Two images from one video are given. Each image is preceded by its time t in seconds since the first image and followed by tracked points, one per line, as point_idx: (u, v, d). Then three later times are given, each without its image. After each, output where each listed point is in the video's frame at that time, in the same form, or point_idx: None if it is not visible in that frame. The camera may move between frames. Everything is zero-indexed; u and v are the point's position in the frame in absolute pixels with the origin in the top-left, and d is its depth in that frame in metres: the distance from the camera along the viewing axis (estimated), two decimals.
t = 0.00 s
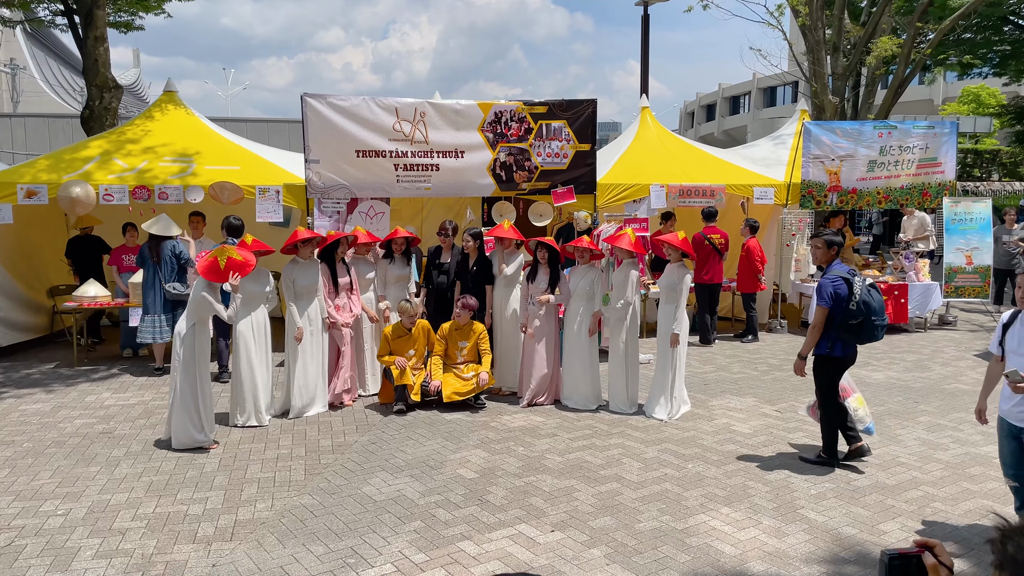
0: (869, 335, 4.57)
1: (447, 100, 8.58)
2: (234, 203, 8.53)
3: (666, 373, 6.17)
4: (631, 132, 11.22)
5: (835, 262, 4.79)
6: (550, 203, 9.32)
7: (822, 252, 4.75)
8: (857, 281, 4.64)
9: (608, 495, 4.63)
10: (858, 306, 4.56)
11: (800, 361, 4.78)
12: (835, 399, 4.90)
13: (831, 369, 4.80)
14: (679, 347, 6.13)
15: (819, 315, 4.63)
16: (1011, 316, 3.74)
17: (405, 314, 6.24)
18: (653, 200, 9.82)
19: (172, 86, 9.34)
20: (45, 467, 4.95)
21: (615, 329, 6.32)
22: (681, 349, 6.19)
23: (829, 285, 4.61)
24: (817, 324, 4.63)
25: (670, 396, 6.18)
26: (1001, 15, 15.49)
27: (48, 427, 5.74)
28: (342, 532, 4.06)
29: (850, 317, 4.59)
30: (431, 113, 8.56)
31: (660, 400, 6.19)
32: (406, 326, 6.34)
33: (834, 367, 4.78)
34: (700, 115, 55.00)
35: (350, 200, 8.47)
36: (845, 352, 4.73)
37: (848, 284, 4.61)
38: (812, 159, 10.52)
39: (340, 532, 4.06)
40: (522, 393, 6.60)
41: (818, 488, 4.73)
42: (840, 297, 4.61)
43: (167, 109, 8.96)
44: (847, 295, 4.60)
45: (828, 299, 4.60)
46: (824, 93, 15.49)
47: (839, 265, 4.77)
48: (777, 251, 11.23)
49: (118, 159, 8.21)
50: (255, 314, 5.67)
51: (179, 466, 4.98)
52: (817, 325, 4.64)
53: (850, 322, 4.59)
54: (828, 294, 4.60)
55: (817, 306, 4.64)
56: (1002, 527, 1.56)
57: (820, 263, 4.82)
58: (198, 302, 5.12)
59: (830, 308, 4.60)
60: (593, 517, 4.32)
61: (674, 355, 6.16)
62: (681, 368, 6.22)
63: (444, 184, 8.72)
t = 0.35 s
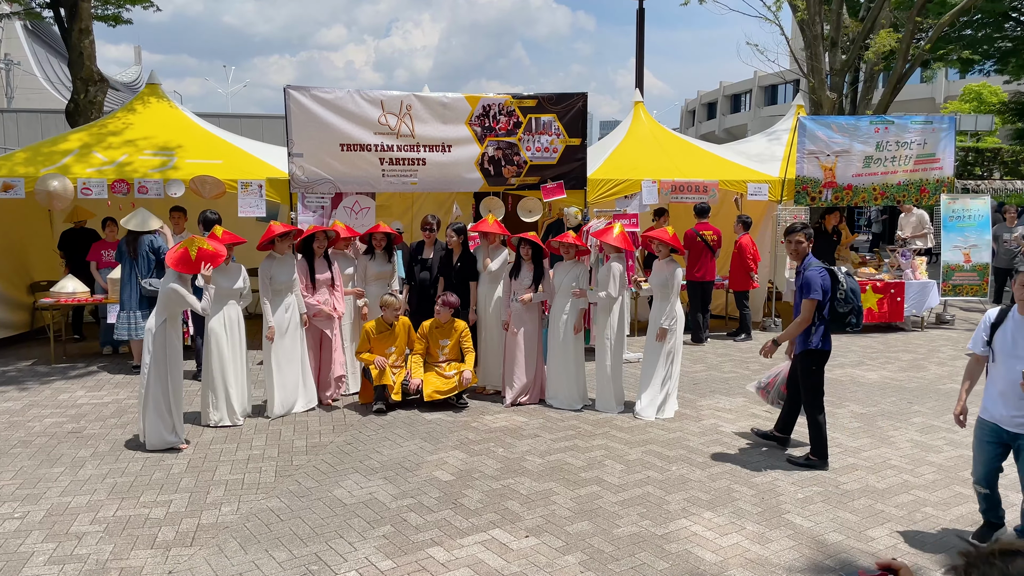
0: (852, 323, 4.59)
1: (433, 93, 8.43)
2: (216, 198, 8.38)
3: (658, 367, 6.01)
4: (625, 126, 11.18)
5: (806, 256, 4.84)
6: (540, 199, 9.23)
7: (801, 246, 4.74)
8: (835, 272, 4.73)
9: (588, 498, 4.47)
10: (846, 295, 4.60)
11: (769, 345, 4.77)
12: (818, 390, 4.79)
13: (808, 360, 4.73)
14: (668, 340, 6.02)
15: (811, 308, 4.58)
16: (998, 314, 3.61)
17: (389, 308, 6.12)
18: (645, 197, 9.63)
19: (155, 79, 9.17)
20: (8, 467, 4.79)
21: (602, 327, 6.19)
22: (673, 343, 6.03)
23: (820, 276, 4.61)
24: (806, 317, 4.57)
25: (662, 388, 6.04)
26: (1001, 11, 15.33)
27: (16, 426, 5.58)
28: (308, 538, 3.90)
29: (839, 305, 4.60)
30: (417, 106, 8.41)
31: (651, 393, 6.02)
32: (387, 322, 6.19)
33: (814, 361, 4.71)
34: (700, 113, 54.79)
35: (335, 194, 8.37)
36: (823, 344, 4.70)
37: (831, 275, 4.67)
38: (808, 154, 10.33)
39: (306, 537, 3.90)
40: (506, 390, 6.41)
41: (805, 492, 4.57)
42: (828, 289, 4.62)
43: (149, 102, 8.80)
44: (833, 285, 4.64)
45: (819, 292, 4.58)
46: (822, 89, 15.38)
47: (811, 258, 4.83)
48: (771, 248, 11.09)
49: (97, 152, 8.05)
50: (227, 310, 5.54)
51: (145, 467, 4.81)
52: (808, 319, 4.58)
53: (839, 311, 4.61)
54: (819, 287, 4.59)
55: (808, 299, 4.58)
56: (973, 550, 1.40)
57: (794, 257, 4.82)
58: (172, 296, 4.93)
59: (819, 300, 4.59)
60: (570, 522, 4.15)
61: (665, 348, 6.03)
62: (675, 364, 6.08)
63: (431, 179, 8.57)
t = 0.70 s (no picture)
0: (834, 325, 4.56)
1: (425, 91, 8.28)
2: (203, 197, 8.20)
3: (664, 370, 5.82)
4: (622, 125, 11.04)
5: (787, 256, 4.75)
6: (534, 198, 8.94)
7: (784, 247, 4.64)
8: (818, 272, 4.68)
9: (576, 512, 4.29)
10: (829, 297, 4.57)
11: (812, 363, 4.47)
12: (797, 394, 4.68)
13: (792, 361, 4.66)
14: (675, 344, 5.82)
15: (803, 309, 4.53)
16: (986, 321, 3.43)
17: (376, 313, 5.90)
18: (642, 197, 9.49)
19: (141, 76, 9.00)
20: None
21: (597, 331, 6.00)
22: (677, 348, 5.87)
23: (807, 277, 4.55)
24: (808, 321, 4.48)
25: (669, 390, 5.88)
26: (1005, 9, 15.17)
27: None
28: (282, 555, 3.72)
29: (822, 307, 4.57)
30: (409, 104, 8.27)
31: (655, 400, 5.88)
32: (373, 325, 5.98)
33: (799, 362, 4.64)
34: (701, 113, 54.60)
35: (325, 193, 8.20)
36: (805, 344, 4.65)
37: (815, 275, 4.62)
38: (808, 154, 10.15)
39: (279, 554, 3.72)
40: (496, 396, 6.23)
41: (803, 505, 4.39)
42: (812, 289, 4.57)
43: (136, 99, 8.63)
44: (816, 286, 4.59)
45: (808, 292, 4.53)
46: (823, 88, 15.27)
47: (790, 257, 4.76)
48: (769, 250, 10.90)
49: (81, 150, 7.88)
50: (208, 315, 5.36)
51: (119, 477, 4.63)
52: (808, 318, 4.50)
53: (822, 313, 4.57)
54: (808, 288, 4.54)
55: (799, 302, 4.53)
56: None
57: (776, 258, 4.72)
58: (145, 296, 4.74)
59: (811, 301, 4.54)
60: (557, 538, 3.96)
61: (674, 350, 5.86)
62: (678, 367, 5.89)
63: (422, 178, 8.43)
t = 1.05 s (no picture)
0: (822, 323, 4.44)
1: (415, 87, 8.22)
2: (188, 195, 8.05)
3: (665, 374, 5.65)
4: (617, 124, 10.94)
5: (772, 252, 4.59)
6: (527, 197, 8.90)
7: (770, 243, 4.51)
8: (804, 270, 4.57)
9: (562, 521, 4.12)
10: (818, 293, 4.45)
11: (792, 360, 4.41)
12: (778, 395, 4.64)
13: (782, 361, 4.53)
14: (676, 348, 5.63)
15: (794, 306, 4.38)
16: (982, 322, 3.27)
17: (360, 316, 5.77)
18: (636, 195, 9.48)
19: (128, 72, 8.86)
20: None
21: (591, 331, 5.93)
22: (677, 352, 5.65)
23: (796, 275, 4.42)
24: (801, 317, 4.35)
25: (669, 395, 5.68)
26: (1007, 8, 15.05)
27: None
28: (252, 567, 3.55)
29: (810, 304, 4.42)
30: (399, 100, 8.23)
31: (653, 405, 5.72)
32: (358, 326, 5.86)
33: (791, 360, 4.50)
34: (701, 113, 54.45)
35: (313, 192, 8.15)
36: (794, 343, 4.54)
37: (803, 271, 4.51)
38: (806, 153, 10.02)
39: (249, 566, 3.56)
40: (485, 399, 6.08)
41: (797, 515, 4.23)
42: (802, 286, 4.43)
43: (122, 96, 8.49)
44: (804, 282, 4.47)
45: (799, 289, 4.39)
46: (823, 86, 15.18)
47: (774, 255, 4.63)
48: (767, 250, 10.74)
49: (64, 147, 7.72)
50: (186, 317, 5.22)
51: (90, 483, 4.45)
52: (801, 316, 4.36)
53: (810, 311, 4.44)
54: (799, 284, 4.41)
55: (789, 299, 4.38)
56: None
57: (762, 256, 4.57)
58: (115, 293, 4.57)
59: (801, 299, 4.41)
60: (540, 549, 3.80)
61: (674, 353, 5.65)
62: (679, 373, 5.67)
63: (413, 176, 8.37)
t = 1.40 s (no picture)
0: (811, 327, 4.35)
1: (406, 86, 8.16)
2: (175, 195, 7.93)
3: (661, 380, 5.50)
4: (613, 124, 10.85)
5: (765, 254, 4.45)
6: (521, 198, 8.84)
7: (762, 245, 4.38)
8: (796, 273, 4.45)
9: (548, 532, 3.97)
10: (810, 297, 4.34)
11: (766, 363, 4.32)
12: (779, 405, 4.49)
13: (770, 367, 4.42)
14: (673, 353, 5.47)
15: (786, 310, 4.27)
16: (994, 326, 3.11)
17: (346, 316, 5.65)
18: (632, 196, 9.26)
19: (117, 70, 8.75)
20: None
21: (585, 334, 5.91)
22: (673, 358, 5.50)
23: (789, 278, 4.29)
24: (789, 324, 4.24)
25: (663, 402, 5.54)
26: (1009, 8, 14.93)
27: None
28: None
29: (803, 308, 4.31)
30: (390, 99, 8.16)
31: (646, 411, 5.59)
32: (346, 328, 5.74)
33: (783, 366, 4.39)
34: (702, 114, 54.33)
35: (302, 193, 8.12)
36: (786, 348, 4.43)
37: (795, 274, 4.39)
38: (805, 153, 9.87)
39: None
40: (473, 407, 5.98)
41: (792, 526, 4.09)
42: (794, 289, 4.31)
43: (110, 94, 8.39)
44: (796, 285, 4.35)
45: (791, 293, 4.28)
46: (823, 86, 15.05)
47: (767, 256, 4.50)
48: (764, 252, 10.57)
49: (49, 145, 7.60)
50: (167, 320, 5.09)
51: (63, 491, 4.28)
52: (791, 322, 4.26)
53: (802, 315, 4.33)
54: (791, 287, 4.29)
55: (782, 302, 4.27)
56: None
57: (754, 259, 4.45)
58: (88, 295, 4.41)
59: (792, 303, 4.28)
60: (525, 562, 3.65)
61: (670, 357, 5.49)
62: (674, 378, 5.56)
63: (404, 176, 8.30)
